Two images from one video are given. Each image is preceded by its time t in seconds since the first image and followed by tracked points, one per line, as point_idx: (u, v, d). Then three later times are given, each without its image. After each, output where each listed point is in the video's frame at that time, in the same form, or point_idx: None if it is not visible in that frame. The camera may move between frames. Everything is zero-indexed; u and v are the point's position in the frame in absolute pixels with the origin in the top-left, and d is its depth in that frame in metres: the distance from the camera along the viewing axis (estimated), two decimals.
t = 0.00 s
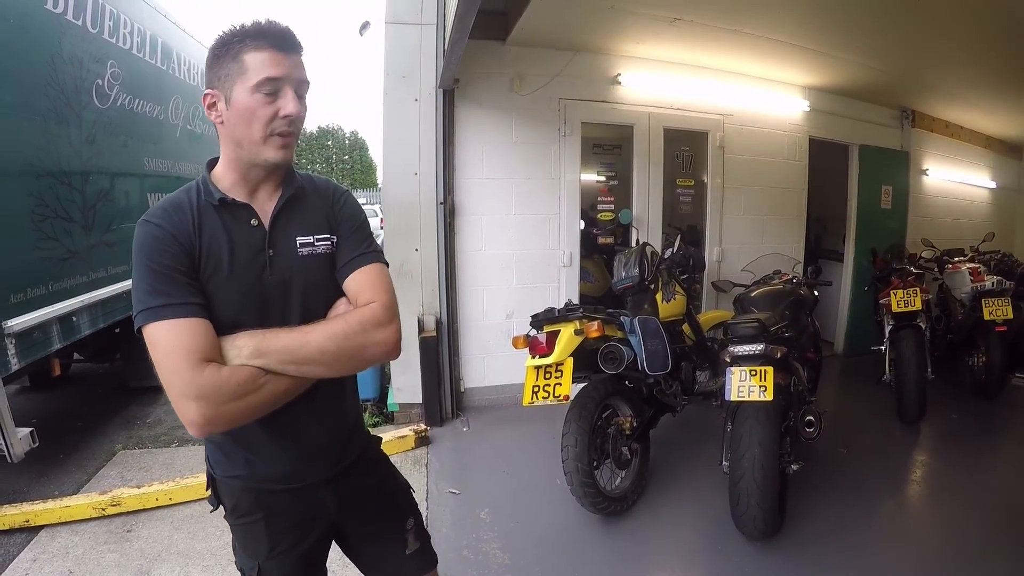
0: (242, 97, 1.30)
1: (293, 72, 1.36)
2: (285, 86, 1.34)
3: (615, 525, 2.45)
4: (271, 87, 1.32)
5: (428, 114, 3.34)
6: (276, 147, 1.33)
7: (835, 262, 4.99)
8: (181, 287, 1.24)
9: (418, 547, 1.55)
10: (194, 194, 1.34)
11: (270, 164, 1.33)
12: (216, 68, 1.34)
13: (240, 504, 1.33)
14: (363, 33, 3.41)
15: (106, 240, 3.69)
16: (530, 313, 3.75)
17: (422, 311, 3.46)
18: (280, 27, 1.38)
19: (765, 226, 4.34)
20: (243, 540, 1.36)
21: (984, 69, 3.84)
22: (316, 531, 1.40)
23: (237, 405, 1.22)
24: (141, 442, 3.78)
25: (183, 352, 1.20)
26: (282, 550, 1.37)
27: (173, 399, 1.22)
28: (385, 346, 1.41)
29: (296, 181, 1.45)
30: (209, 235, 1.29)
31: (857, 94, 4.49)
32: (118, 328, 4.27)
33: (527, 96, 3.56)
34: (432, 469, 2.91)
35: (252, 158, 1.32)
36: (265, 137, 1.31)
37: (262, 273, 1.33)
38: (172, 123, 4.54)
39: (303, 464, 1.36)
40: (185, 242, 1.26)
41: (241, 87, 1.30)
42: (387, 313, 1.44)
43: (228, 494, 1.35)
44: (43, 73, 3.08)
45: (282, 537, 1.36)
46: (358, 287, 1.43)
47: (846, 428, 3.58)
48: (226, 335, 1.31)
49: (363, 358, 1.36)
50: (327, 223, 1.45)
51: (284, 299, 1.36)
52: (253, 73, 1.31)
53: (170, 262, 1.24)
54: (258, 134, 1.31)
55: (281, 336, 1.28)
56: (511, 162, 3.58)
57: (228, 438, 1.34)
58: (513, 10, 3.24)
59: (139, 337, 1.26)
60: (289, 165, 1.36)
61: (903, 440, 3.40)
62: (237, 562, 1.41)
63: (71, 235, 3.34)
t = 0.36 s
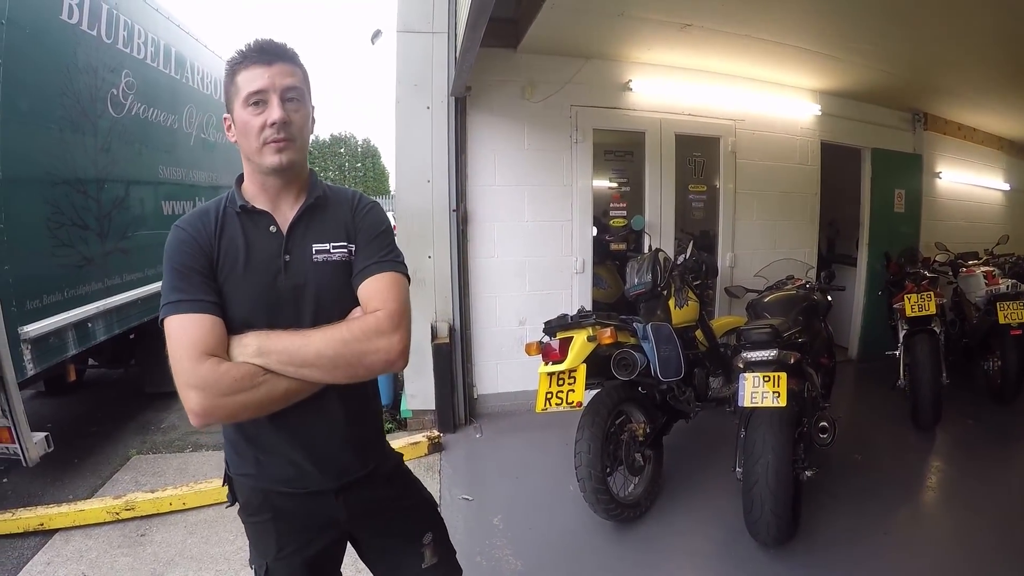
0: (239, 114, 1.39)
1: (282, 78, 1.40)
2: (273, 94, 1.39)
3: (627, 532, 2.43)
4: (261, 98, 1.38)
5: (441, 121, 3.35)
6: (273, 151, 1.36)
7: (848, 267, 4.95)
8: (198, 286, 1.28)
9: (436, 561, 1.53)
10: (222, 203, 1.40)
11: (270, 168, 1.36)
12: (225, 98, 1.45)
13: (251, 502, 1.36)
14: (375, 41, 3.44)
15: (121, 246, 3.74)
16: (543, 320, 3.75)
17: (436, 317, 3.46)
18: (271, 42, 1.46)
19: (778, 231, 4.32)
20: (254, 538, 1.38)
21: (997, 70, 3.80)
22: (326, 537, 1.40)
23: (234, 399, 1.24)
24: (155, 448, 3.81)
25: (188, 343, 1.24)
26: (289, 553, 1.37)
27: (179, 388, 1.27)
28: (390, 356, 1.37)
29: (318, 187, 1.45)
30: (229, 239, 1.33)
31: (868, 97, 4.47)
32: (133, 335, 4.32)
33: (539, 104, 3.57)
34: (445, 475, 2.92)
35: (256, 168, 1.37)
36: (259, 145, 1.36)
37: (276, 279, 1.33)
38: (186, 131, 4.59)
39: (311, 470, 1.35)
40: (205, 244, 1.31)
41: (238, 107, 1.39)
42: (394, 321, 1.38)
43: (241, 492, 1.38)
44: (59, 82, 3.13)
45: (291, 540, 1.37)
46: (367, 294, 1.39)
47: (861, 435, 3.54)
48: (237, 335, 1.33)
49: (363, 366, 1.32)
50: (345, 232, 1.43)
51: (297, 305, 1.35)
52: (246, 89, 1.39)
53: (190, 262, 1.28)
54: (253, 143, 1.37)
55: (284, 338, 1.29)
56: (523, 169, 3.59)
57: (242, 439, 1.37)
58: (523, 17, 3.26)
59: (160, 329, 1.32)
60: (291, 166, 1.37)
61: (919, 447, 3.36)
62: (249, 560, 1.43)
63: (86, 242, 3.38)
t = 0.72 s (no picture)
0: (260, 127, 1.42)
1: (296, 86, 1.42)
2: (289, 102, 1.41)
3: (642, 541, 2.42)
4: (278, 107, 1.41)
5: (459, 129, 3.38)
6: (296, 158, 1.38)
7: (867, 277, 4.90)
8: (232, 292, 1.31)
9: (460, 557, 1.53)
10: (254, 210, 1.42)
11: (295, 175, 1.37)
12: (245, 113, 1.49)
13: (273, 501, 1.37)
14: (395, 49, 3.48)
15: (142, 248, 3.80)
16: (560, 327, 3.75)
17: (453, 323, 3.48)
18: (282, 53, 1.48)
19: (797, 241, 4.28)
20: (275, 537, 1.38)
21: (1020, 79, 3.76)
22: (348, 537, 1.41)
23: (271, 403, 1.26)
24: (172, 448, 3.85)
25: (226, 348, 1.27)
26: (311, 552, 1.37)
27: (216, 391, 1.29)
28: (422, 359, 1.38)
29: (346, 193, 1.47)
30: (262, 245, 1.35)
31: (887, 105, 4.43)
32: (152, 336, 4.38)
33: (557, 111, 3.58)
34: (459, 481, 2.92)
35: (281, 176, 1.39)
36: (282, 153, 1.38)
37: (309, 285, 1.35)
38: (206, 135, 4.65)
39: (335, 470, 1.36)
40: (239, 251, 1.33)
41: (258, 120, 1.43)
42: (426, 326, 1.39)
43: (264, 490, 1.39)
44: (83, 87, 3.19)
45: (311, 539, 1.37)
46: (398, 299, 1.40)
47: (879, 447, 3.49)
48: (271, 340, 1.34)
49: (398, 368, 1.34)
50: (375, 239, 1.44)
51: (329, 311, 1.37)
52: (263, 101, 1.42)
53: (225, 268, 1.31)
54: (276, 152, 1.39)
55: (320, 342, 1.31)
56: (542, 177, 3.60)
57: (268, 439, 1.38)
58: (542, 26, 3.28)
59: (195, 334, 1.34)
60: (314, 172, 1.39)
61: (937, 459, 3.31)
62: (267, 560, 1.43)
63: (108, 244, 3.43)
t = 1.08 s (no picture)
0: (269, 128, 1.41)
1: (305, 87, 1.42)
2: (298, 103, 1.41)
3: (651, 542, 2.42)
4: (287, 108, 1.40)
5: (470, 129, 3.39)
6: (308, 159, 1.38)
7: (878, 277, 4.86)
8: (251, 295, 1.30)
9: (465, 550, 1.52)
10: (264, 211, 1.41)
11: (307, 176, 1.37)
12: (252, 115, 1.48)
13: (286, 501, 1.36)
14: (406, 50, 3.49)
15: (153, 249, 3.83)
16: (570, 327, 3.75)
17: (464, 324, 3.50)
18: (288, 53, 1.48)
19: (808, 240, 4.26)
20: (288, 538, 1.37)
21: None
22: (361, 535, 1.42)
23: (301, 407, 1.26)
24: (183, 447, 3.88)
25: (254, 354, 1.26)
26: (325, 550, 1.37)
27: (241, 398, 1.27)
28: (443, 357, 1.41)
29: (357, 195, 1.48)
30: (278, 247, 1.35)
31: (899, 104, 4.40)
32: (163, 335, 4.41)
33: (568, 111, 3.58)
34: (469, 481, 2.93)
35: (293, 177, 1.39)
36: (294, 154, 1.38)
37: (327, 286, 1.36)
38: (217, 136, 4.68)
39: (349, 467, 1.37)
40: (256, 253, 1.32)
41: (266, 121, 1.42)
42: (446, 325, 1.42)
43: (276, 490, 1.37)
44: (95, 88, 3.22)
45: (325, 538, 1.37)
46: (416, 300, 1.42)
47: (891, 448, 3.47)
48: (292, 343, 1.34)
49: (423, 367, 1.36)
50: (388, 240, 1.47)
51: (347, 312, 1.38)
52: (271, 102, 1.42)
53: (243, 271, 1.30)
54: (288, 153, 1.39)
55: (345, 344, 1.31)
56: (554, 178, 3.61)
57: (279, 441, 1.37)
58: (553, 26, 3.28)
59: (211, 340, 1.32)
60: (327, 172, 1.39)
61: (949, 461, 3.29)
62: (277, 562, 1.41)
63: (120, 244, 3.46)
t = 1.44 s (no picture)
0: (269, 128, 1.41)
1: (304, 85, 1.42)
2: (298, 102, 1.41)
3: (654, 542, 2.41)
4: (287, 107, 1.40)
5: (476, 128, 3.38)
6: (308, 158, 1.38)
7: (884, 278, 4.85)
8: (257, 292, 1.29)
9: (472, 552, 1.53)
10: (266, 208, 1.40)
11: (309, 176, 1.37)
12: (252, 114, 1.48)
13: (295, 504, 1.35)
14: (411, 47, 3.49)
15: (159, 245, 3.84)
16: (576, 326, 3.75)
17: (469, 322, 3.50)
18: (286, 51, 1.48)
19: (814, 241, 4.25)
20: (296, 540, 1.37)
21: None
22: (369, 537, 1.42)
23: (311, 403, 1.26)
24: (187, 443, 3.89)
25: (263, 351, 1.25)
26: (333, 552, 1.37)
27: (249, 396, 1.26)
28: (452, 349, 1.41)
29: (359, 192, 1.48)
30: (283, 243, 1.35)
31: (906, 106, 4.39)
32: (168, 331, 4.43)
33: (574, 110, 3.58)
34: (472, 480, 2.93)
35: (294, 176, 1.39)
36: (294, 153, 1.38)
37: (333, 282, 1.36)
38: (223, 134, 4.69)
39: (358, 468, 1.37)
40: (260, 250, 1.32)
41: (266, 121, 1.42)
42: (454, 317, 1.43)
43: (284, 493, 1.37)
44: (101, 84, 3.23)
45: (333, 540, 1.38)
46: (424, 292, 1.43)
47: (894, 450, 3.46)
48: (299, 339, 1.34)
49: (433, 359, 1.37)
50: (392, 235, 1.47)
51: (353, 307, 1.39)
52: (271, 102, 1.41)
53: (248, 268, 1.30)
54: (288, 153, 1.39)
55: (353, 339, 1.31)
56: (561, 177, 3.60)
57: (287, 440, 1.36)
58: (559, 24, 3.27)
59: (216, 339, 1.31)
60: (328, 171, 1.39)
61: (953, 463, 3.28)
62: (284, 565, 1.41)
63: (125, 240, 3.47)
